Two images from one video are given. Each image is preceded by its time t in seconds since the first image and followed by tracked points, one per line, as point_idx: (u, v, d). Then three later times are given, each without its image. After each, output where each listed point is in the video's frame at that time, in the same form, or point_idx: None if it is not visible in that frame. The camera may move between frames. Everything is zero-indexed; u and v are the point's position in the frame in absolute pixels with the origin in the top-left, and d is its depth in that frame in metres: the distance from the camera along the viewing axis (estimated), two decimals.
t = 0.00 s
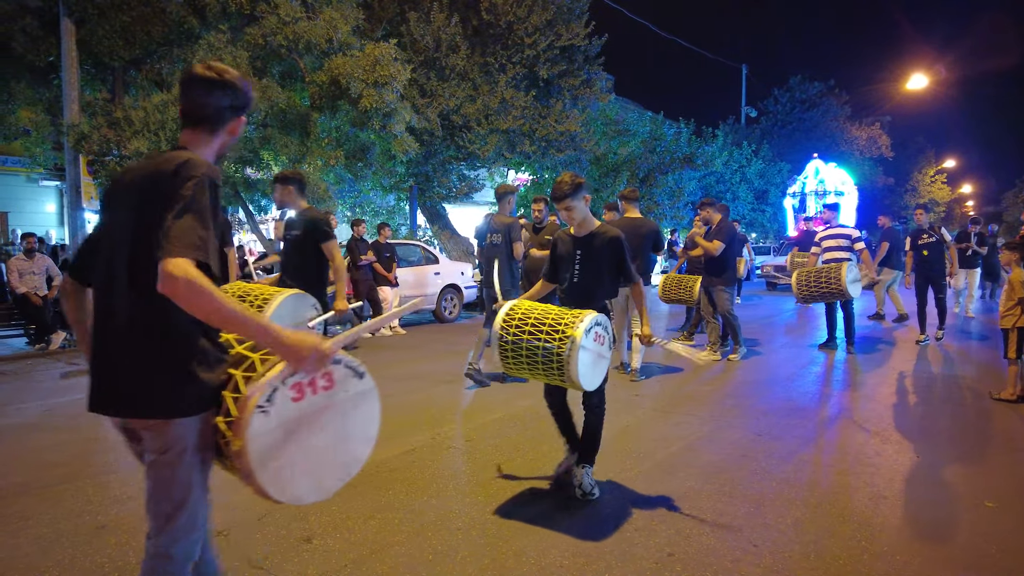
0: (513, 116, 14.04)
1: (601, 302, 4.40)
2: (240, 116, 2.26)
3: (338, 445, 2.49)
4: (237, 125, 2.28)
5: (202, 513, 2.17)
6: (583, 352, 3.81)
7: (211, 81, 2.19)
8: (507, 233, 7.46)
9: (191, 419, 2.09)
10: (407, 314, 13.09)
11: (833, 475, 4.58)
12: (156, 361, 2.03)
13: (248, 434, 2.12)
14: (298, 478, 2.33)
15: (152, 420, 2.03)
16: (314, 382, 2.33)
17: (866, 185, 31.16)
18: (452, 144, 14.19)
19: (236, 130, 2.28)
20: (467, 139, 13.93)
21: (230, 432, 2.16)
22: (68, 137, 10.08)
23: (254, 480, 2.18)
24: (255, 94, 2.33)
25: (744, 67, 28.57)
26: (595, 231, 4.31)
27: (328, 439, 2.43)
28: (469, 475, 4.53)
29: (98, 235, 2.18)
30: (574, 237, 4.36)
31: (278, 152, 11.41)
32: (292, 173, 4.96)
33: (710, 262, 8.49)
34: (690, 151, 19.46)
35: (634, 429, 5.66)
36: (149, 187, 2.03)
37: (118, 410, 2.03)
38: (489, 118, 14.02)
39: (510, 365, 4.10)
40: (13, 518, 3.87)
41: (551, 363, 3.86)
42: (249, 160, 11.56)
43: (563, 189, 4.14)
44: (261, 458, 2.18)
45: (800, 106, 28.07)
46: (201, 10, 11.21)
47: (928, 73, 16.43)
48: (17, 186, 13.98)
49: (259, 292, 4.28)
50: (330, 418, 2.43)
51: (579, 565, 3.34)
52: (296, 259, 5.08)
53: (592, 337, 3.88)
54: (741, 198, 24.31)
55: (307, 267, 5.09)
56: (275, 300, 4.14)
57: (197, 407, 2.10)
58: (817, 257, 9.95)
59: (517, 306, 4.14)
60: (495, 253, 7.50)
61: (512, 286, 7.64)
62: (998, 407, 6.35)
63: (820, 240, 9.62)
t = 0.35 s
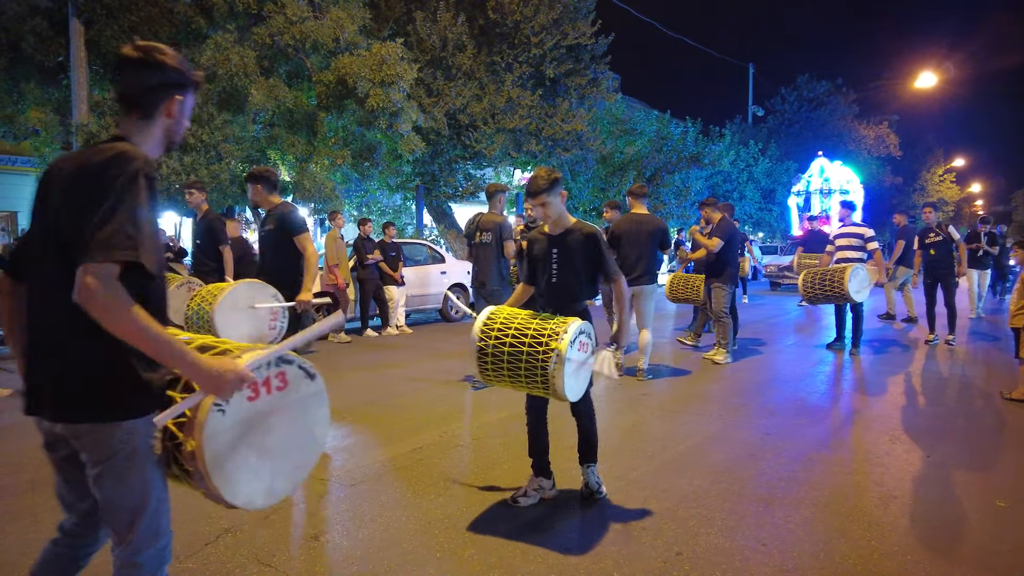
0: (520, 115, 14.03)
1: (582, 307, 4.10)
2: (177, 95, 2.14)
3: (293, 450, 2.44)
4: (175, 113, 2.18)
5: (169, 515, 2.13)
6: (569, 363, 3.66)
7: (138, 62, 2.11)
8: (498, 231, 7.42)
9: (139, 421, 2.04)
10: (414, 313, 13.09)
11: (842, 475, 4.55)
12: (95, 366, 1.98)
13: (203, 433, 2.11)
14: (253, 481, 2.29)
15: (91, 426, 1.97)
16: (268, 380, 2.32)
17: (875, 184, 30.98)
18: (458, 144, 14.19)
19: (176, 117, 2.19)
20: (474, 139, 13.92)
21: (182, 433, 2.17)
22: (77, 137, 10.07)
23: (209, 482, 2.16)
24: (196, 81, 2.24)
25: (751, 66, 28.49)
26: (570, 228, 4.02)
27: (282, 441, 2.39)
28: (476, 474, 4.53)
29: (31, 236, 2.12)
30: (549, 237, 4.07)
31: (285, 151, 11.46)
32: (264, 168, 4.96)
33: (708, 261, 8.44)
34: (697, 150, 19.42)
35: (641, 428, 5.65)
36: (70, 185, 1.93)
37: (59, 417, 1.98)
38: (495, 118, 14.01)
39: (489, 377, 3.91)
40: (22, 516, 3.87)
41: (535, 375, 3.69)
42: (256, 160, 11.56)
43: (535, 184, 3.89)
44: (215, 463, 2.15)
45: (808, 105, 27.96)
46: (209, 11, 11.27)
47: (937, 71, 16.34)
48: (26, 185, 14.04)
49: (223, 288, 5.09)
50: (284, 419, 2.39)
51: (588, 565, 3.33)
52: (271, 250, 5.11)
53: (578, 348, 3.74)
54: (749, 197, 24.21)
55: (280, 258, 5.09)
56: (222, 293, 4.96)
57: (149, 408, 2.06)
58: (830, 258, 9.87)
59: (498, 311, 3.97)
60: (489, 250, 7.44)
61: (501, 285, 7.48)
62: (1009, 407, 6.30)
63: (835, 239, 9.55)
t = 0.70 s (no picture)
0: (530, 114, 14.03)
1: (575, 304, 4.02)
2: (91, 86, 2.06)
3: (252, 449, 2.30)
4: (99, 102, 2.08)
5: (137, 520, 2.09)
6: (555, 356, 3.49)
7: (45, 55, 2.03)
8: (497, 229, 7.42)
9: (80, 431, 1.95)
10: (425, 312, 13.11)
11: (857, 475, 4.52)
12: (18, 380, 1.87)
13: (144, 436, 2.00)
14: (208, 484, 2.17)
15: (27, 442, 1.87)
16: (216, 377, 2.18)
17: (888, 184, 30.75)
18: (469, 143, 14.19)
19: (101, 106, 2.09)
20: (484, 138, 13.92)
21: (126, 438, 2.04)
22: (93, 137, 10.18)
23: (158, 487, 2.04)
24: (120, 64, 2.13)
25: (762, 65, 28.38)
26: (557, 225, 3.91)
27: (237, 442, 2.25)
28: (490, 472, 4.54)
29: None
30: (535, 234, 3.94)
31: (297, 152, 11.43)
32: (257, 168, 5.02)
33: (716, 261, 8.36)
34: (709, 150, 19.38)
35: (654, 427, 5.64)
36: None
37: None
38: (506, 117, 14.02)
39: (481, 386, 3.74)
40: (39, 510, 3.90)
41: (523, 373, 3.52)
42: (268, 159, 11.54)
43: (521, 179, 3.77)
44: (165, 462, 2.05)
45: (819, 103, 27.82)
46: (222, 11, 11.37)
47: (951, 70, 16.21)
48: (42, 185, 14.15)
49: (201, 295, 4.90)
50: (239, 417, 2.25)
51: (603, 563, 3.32)
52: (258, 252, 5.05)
53: (563, 339, 3.58)
54: (760, 196, 24.10)
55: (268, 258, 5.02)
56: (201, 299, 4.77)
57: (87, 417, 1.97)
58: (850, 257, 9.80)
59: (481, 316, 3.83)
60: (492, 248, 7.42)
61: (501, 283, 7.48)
62: None
63: (854, 238, 9.49)
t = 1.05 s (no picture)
0: (558, 114, 14.03)
1: (596, 310, 3.75)
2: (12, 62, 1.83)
3: (227, 453, 2.01)
4: (36, 81, 1.87)
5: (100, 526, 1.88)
6: (555, 374, 3.23)
7: None
8: (518, 228, 7.41)
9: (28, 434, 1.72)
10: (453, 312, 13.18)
11: (896, 480, 4.42)
12: None
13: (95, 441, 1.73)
14: (174, 492, 1.89)
15: None
16: (182, 373, 1.87)
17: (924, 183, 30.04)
18: (497, 144, 14.20)
19: (39, 87, 1.88)
20: (512, 138, 13.93)
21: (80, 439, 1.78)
22: (131, 139, 10.41)
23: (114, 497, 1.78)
24: (51, 34, 1.89)
25: (793, 63, 27.94)
26: (581, 223, 3.71)
27: (210, 442, 1.97)
28: (520, 471, 4.55)
29: None
30: (558, 233, 3.78)
31: (328, 152, 11.52)
32: (272, 162, 4.79)
33: (742, 263, 8.20)
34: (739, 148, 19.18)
35: (685, 428, 5.60)
36: None
37: None
38: (534, 116, 14.03)
39: (490, 395, 3.58)
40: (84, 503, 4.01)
41: (523, 389, 3.32)
42: (299, 160, 11.63)
43: (544, 173, 3.68)
44: (120, 471, 1.77)
45: (852, 101, 27.33)
46: (254, 15, 11.57)
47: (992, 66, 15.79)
48: (80, 186, 14.47)
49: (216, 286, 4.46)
50: (209, 418, 1.96)
51: (638, 565, 3.32)
52: (269, 253, 4.76)
53: (566, 355, 3.30)
54: (791, 195, 23.75)
55: (278, 260, 4.73)
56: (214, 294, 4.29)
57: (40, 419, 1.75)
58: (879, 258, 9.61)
59: (495, 321, 3.66)
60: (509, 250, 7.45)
61: (519, 284, 7.57)
62: None
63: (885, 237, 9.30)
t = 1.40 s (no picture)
0: (595, 113, 13.96)
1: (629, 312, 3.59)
2: None
3: (211, 487, 1.86)
4: (17, 70, 1.71)
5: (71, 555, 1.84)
6: (589, 381, 3.08)
7: None
8: (540, 229, 7.37)
9: None
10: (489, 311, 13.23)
11: (945, 487, 4.29)
12: None
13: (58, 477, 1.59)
14: (149, 529, 1.74)
15: None
16: (163, 400, 1.74)
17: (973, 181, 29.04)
18: (532, 143, 14.18)
19: (20, 76, 1.71)
20: (548, 137, 13.89)
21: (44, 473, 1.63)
22: (176, 141, 10.70)
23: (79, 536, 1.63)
24: (39, 21, 1.75)
25: (835, 58, 27.29)
26: (614, 219, 3.60)
27: (194, 475, 1.82)
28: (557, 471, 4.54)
29: None
30: (591, 229, 3.65)
31: (367, 154, 11.60)
32: (284, 164, 4.86)
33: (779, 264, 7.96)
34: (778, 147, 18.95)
35: (724, 431, 5.51)
36: None
37: None
38: (570, 115, 13.99)
39: (509, 389, 3.46)
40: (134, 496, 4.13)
41: (552, 391, 3.17)
42: (338, 161, 11.78)
43: (577, 165, 3.57)
44: (89, 507, 1.64)
45: (897, 96, 26.57)
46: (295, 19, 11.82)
47: None
48: (128, 188, 14.91)
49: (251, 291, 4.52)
50: (192, 451, 1.80)
51: (677, 566, 3.29)
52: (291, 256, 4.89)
53: (603, 363, 3.15)
54: (833, 193, 23.23)
55: (301, 262, 4.84)
56: (247, 300, 4.37)
57: None
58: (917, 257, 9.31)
59: (524, 314, 3.50)
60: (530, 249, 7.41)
61: (542, 286, 7.53)
62: None
63: (921, 238, 9.02)
